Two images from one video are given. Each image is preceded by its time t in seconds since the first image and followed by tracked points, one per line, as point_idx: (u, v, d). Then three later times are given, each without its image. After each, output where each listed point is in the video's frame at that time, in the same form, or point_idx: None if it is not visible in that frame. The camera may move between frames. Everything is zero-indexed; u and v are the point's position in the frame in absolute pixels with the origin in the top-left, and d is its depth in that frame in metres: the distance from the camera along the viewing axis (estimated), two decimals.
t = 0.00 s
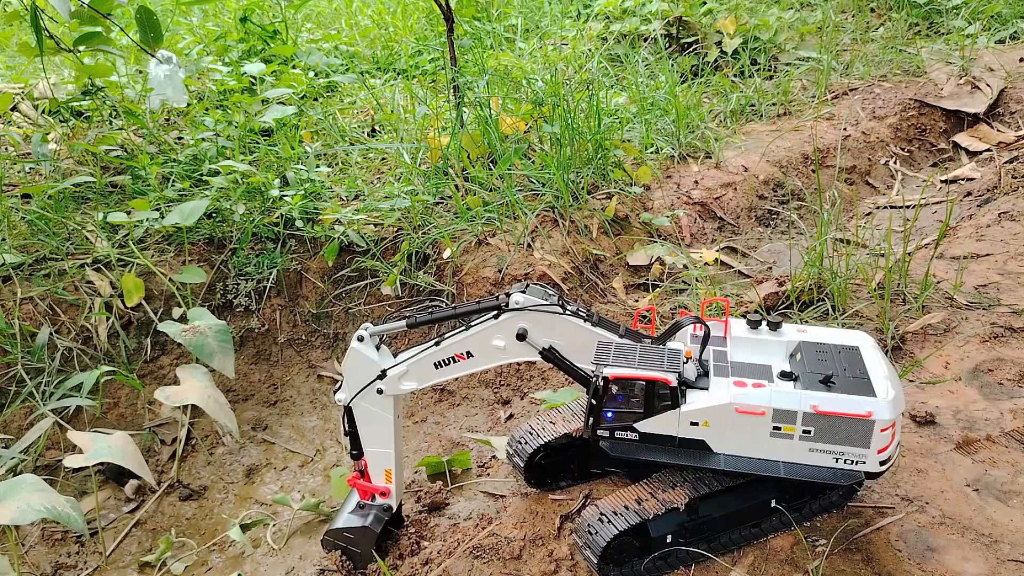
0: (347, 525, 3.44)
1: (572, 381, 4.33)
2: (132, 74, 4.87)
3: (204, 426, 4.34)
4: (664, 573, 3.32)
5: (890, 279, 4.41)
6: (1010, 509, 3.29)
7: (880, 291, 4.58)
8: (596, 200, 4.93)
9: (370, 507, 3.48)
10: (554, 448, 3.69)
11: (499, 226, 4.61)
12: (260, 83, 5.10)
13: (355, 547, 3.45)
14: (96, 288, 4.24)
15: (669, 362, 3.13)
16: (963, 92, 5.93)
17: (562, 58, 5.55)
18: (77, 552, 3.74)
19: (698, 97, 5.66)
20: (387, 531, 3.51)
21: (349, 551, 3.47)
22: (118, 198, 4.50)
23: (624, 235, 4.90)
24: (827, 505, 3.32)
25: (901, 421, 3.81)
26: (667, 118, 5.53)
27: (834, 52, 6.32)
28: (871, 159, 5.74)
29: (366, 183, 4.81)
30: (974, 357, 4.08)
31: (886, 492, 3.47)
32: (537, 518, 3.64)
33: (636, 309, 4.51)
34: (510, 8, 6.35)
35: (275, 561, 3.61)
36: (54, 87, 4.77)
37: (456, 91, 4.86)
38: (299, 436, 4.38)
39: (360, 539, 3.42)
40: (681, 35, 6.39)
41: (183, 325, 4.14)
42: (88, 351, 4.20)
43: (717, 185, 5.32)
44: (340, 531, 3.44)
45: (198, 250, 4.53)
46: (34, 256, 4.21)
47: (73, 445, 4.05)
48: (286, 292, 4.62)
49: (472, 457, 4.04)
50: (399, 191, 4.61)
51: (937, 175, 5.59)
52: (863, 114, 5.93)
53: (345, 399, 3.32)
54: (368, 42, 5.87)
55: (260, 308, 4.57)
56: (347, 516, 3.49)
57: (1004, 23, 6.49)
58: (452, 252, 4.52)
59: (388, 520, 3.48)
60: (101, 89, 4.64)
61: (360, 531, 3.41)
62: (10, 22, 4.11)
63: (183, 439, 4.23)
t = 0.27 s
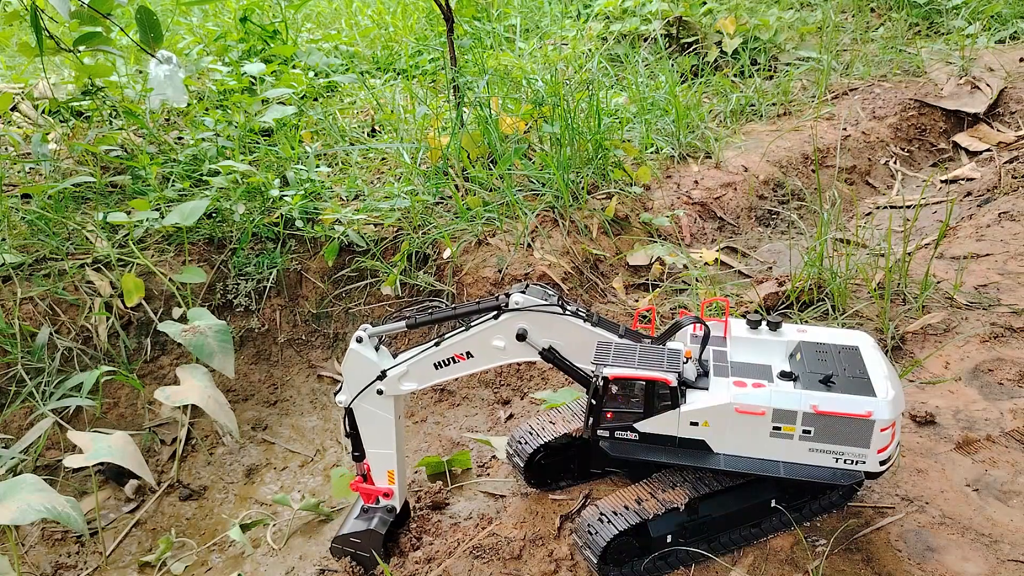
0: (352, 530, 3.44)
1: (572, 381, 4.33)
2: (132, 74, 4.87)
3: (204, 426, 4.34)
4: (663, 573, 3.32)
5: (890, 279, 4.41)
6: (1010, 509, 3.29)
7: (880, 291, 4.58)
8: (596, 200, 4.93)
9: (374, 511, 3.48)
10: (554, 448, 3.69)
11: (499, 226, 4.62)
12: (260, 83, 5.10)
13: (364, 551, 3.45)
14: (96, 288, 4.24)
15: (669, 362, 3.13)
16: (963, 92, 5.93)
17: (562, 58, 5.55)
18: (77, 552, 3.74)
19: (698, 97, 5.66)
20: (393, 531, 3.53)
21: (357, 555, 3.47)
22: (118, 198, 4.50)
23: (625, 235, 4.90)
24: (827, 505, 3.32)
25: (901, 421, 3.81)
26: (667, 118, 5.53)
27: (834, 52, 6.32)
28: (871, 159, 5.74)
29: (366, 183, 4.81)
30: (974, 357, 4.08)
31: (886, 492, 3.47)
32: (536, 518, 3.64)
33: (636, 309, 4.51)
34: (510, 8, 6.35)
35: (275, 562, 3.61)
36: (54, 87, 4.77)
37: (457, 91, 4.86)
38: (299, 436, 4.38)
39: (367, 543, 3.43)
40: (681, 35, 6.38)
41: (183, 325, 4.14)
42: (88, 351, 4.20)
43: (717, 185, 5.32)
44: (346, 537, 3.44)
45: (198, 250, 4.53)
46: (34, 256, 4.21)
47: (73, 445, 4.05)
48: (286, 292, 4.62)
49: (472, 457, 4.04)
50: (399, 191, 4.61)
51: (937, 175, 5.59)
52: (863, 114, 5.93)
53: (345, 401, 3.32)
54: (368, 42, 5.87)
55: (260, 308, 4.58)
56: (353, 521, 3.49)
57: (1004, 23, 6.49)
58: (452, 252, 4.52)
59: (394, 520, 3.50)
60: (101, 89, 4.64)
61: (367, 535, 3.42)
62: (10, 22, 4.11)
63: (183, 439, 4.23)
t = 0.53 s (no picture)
0: (359, 531, 3.44)
1: (572, 381, 4.33)
2: (132, 74, 4.87)
3: (204, 426, 4.34)
4: (663, 573, 3.32)
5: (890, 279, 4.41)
6: (1010, 509, 3.28)
7: (880, 291, 4.57)
8: (596, 200, 4.93)
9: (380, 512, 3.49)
10: (554, 448, 3.69)
11: (499, 226, 4.62)
12: (260, 83, 5.10)
13: (371, 552, 3.44)
14: (96, 288, 4.24)
15: (669, 362, 3.12)
16: (963, 92, 5.93)
17: (562, 58, 5.55)
18: (77, 552, 3.74)
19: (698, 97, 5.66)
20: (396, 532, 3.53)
21: (365, 557, 3.46)
22: (118, 198, 4.50)
23: (624, 235, 4.90)
24: (828, 505, 3.33)
25: (901, 421, 3.81)
26: (667, 118, 5.53)
27: (835, 52, 6.32)
28: (871, 159, 5.74)
29: (366, 183, 4.81)
30: (974, 357, 4.08)
31: (886, 492, 3.47)
32: (537, 518, 3.64)
33: (636, 309, 4.51)
34: (510, 8, 6.35)
35: (275, 562, 3.61)
36: (54, 87, 4.77)
37: (457, 91, 4.86)
38: (299, 436, 4.38)
39: (374, 543, 3.43)
40: (681, 35, 6.38)
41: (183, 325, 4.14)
42: (88, 351, 4.19)
43: (717, 185, 5.32)
44: (353, 538, 3.44)
45: (198, 249, 4.53)
46: (34, 256, 4.21)
47: (73, 445, 4.05)
48: (285, 292, 4.62)
49: (472, 457, 4.05)
50: (399, 191, 4.61)
51: (938, 175, 5.59)
52: (863, 114, 5.93)
53: (346, 402, 3.32)
54: (368, 42, 5.87)
55: (260, 308, 4.58)
56: (359, 522, 3.49)
57: (1004, 23, 6.48)
58: (452, 252, 4.52)
59: (399, 520, 3.52)
60: (101, 89, 4.64)
61: (374, 536, 3.42)
62: (10, 22, 4.10)
63: (184, 439, 4.23)
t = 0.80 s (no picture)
0: (364, 531, 3.45)
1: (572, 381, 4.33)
2: (132, 74, 4.87)
3: (204, 426, 4.34)
4: (663, 573, 3.32)
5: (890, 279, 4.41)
6: (1011, 509, 3.28)
7: (880, 291, 4.57)
8: (596, 200, 4.93)
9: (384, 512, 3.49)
10: (554, 448, 3.69)
11: (499, 226, 4.62)
12: (260, 83, 5.10)
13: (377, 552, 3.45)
14: (96, 288, 4.24)
15: (669, 362, 3.12)
16: (963, 92, 5.93)
17: (562, 58, 5.55)
18: (77, 551, 3.74)
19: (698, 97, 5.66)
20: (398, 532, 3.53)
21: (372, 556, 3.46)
22: (118, 198, 4.50)
23: (625, 235, 4.90)
24: (828, 505, 3.33)
25: (901, 421, 3.81)
26: (667, 118, 5.53)
27: (835, 52, 6.32)
28: (871, 159, 5.74)
29: (366, 183, 4.81)
30: (974, 357, 4.08)
31: (886, 492, 3.47)
32: (537, 518, 3.63)
33: (637, 309, 4.51)
34: (510, 8, 6.35)
35: (275, 562, 3.61)
36: (54, 87, 4.77)
37: (457, 91, 4.85)
38: (299, 436, 4.38)
39: (379, 542, 3.43)
40: (681, 35, 6.38)
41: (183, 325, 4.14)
42: (88, 351, 4.19)
43: (717, 185, 5.32)
44: (359, 538, 3.44)
45: (198, 250, 4.53)
46: (34, 256, 4.21)
47: (73, 445, 4.05)
48: (285, 292, 4.62)
49: (472, 457, 4.05)
50: (399, 191, 4.61)
51: (938, 175, 5.59)
52: (863, 114, 5.92)
53: (346, 401, 3.31)
54: (368, 42, 5.87)
55: (260, 308, 4.58)
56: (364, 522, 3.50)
57: (1004, 23, 6.48)
58: (452, 252, 4.52)
59: (404, 519, 3.53)
60: (101, 89, 4.64)
61: (379, 535, 3.42)
62: (10, 22, 4.10)
63: (184, 439, 4.23)
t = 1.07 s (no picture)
0: (366, 532, 3.45)
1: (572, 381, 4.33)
2: (132, 74, 4.87)
3: (204, 426, 4.35)
4: (663, 573, 3.32)
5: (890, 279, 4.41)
6: (1011, 509, 3.28)
7: (880, 291, 4.57)
8: (596, 200, 4.93)
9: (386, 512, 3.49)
10: (554, 448, 3.69)
11: (500, 226, 4.62)
12: (260, 83, 5.10)
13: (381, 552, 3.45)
14: (96, 288, 4.24)
15: (669, 362, 3.13)
16: (963, 92, 5.93)
17: (562, 58, 5.55)
18: (77, 551, 3.74)
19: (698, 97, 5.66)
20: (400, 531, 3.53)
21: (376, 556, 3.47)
22: (118, 198, 4.50)
23: (624, 235, 4.91)
24: (827, 505, 3.33)
25: (901, 421, 3.81)
26: (667, 118, 5.53)
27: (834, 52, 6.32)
28: (871, 159, 5.74)
29: (366, 183, 4.81)
30: (973, 357, 4.08)
31: (886, 492, 3.47)
32: (537, 518, 3.63)
33: (637, 309, 4.51)
34: (511, 8, 6.35)
35: (275, 562, 3.61)
36: (54, 87, 4.77)
37: (457, 91, 4.85)
38: (299, 436, 4.38)
39: (382, 542, 3.44)
40: (681, 35, 6.38)
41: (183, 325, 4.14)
42: (88, 351, 4.20)
43: (717, 185, 5.32)
44: (362, 539, 3.45)
45: (198, 249, 4.53)
46: (34, 256, 4.20)
47: (73, 445, 4.06)
48: (285, 292, 4.62)
49: (472, 457, 4.05)
50: (399, 191, 4.61)
51: (938, 175, 5.59)
52: (863, 113, 5.92)
53: (346, 399, 3.31)
54: (368, 42, 5.87)
55: (260, 308, 4.58)
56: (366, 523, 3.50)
57: (1004, 23, 6.48)
58: (452, 252, 4.52)
59: (406, 517, 3.52)
60: (101, 89, 4.64)
61: (381, 535, 3.43)
62: (10, 22, 4.10)
63: (184, 439, 4.23)
